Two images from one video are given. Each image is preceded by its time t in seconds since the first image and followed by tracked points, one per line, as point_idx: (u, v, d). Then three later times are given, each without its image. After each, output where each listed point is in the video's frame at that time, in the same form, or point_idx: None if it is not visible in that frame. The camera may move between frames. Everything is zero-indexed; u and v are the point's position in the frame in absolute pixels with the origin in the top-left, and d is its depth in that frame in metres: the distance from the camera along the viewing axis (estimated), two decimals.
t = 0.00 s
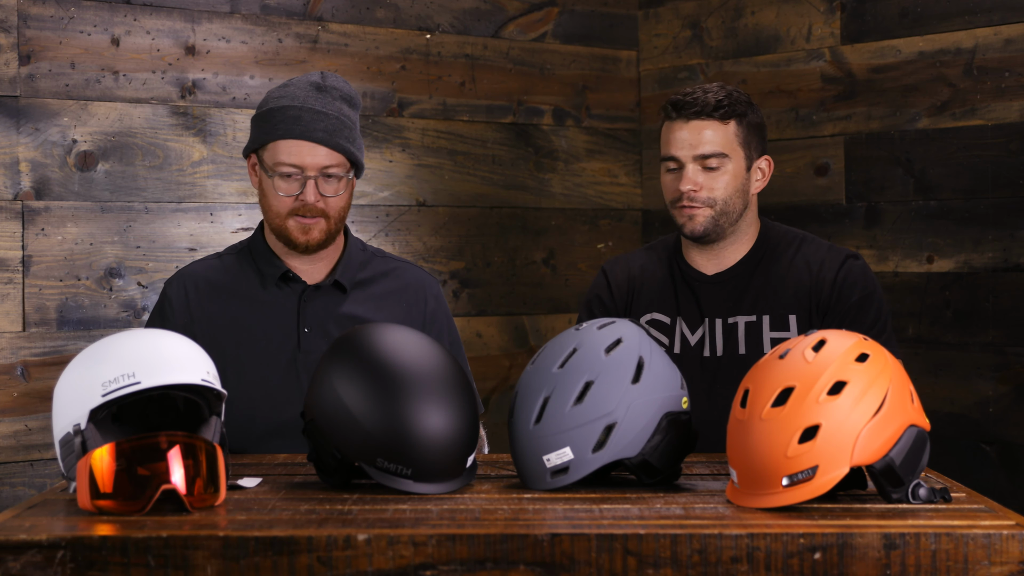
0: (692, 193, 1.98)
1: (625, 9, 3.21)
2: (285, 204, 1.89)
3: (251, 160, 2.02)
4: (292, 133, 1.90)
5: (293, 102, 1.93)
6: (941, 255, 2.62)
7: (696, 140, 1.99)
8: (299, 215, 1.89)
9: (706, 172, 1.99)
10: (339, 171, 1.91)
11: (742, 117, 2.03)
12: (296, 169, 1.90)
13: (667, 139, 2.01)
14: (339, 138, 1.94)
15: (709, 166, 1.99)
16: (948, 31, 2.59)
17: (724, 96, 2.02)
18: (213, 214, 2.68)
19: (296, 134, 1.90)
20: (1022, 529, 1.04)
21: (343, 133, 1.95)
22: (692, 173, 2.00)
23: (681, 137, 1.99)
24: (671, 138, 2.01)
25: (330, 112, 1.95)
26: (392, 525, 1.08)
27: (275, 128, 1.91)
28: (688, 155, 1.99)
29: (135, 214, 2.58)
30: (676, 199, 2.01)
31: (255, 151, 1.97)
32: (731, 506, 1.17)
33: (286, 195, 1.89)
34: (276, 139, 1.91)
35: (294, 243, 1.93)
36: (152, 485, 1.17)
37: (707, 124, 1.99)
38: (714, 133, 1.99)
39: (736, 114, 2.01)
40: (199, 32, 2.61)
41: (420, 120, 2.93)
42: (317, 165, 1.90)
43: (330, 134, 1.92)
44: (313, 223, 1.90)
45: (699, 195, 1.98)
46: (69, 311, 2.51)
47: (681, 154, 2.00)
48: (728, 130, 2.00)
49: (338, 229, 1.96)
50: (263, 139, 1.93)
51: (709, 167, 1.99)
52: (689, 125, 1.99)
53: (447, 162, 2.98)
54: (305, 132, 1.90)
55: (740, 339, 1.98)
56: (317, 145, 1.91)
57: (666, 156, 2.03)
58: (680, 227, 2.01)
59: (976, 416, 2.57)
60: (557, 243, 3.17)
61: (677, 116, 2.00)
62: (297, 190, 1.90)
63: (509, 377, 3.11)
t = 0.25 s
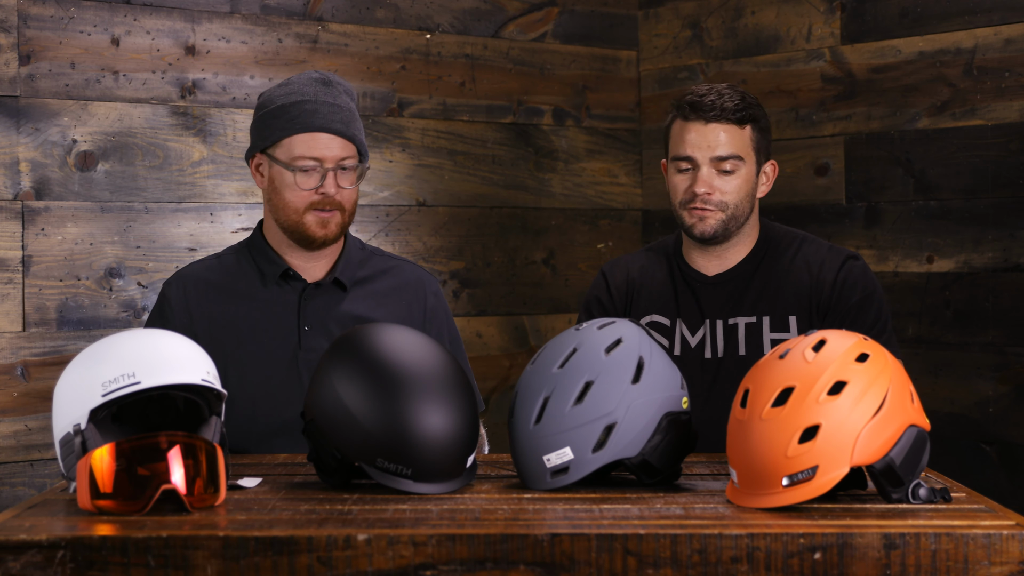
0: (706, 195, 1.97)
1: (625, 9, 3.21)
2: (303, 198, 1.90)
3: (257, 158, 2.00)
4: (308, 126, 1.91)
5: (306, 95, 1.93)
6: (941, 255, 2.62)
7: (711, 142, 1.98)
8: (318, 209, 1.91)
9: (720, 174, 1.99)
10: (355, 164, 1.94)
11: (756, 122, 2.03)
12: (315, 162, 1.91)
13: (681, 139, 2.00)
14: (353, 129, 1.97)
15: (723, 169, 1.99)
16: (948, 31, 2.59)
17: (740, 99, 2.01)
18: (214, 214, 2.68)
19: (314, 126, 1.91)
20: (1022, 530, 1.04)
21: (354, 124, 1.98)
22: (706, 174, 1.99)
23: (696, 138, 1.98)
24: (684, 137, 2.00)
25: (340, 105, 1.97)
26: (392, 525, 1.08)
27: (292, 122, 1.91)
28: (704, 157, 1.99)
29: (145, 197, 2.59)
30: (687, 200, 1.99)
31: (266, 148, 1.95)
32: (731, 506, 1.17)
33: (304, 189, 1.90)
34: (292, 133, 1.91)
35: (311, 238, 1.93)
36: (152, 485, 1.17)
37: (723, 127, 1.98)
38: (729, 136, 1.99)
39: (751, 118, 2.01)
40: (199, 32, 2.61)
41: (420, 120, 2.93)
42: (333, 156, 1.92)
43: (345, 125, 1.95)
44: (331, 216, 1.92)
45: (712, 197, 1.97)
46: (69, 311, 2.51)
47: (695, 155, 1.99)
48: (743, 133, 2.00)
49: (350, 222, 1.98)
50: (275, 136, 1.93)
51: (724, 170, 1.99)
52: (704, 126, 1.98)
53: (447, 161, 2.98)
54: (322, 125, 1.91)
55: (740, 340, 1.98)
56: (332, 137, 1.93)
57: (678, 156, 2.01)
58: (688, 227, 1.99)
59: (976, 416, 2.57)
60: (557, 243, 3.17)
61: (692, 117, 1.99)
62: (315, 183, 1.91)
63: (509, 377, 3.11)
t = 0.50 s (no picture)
0: (706, 200, 1.94)
1: (625, 9, 3.21)
2: (337, 187, 1.99)
3: (268, 165, 2.00)
4: (320, 121, 1.98)
5: (311, 90, 1.99)
6: (941, 255, 2.62)
7: (711, 147, 1.95)
8: (351, 196, 2.01)
9: (720, 178, 1.96)
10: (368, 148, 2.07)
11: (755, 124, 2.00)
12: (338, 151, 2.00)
13: (680, 144, 1.97)
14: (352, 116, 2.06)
15: (723, 173, 1.96)
16: (948, 31, 2.59)
17: (739, 101, 1.98)
18: (213, 214, 2.68)
19: (333, 117, 1.99)
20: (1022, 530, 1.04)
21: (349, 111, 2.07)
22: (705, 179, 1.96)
23: (694, 142, 1.96)
24: (683, 141, 1.97)
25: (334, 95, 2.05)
26: (392, 525, 1.08)
27: (308, 119, 1.97)
28: (703, 161, 1.96)
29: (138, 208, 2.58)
30: (688, 206, 1.97)
31: (283, 150, 1.97)
32: (731, 506, 1.17)
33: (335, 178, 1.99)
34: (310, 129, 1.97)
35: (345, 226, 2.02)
36: (152, 485, 1.17)
37: (722, 131, 1.95)
38: (728, 140, 1.96)
39: (750, 120, 1.98)
40: (199, 32, 2.61)
41: (420, 120, 2.93)
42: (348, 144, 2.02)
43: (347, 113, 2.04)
44: (359, 201, 2.04)
45: (712, 202, 1.94)
46: (69, 311, 2.51)
47: (694, 159, 1.96)
48: (742, 136, 1.97)
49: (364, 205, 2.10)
50: (290, 136, 1.97)
51: (724, 174, 1.96)
52: (703, 130, 1.96)
53: (447, 161, 2.98)
54: (333, 116, 2.00)
55: (742, 343, 1.98)
56: (342, 127, 2.02)
57: (676, 160, 1.98)
58: (689, 233, 1.98)
59: (976, 416, 2.57)
60: (557, 243, 3.17)
61: (690, 120, 1.97)
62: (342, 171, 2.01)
63: (509, 377, 3.11)
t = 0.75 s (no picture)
0: (689, 207, 1.94)
1: (625, 9, 3.21)
2: (326, 185, 1.99)
3: (257, 166, 2.00)
4: (306, 120, 1.98)
5: (296, 89, 1.99)
6: (941, 255, 2.62)
7: (692, 153, 1.94)
8: (340, 192, 2.01)
9: (703, 185, 1.95)
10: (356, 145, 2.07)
11: (737, 127, 1.97)
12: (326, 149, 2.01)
13: (661, 152, 1.96)
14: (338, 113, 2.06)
15: (705, 179, 1.94)
16: (948, 30, 2.59)
17: (718, 105, 1.96)
18: (214, 214, 2.68)
19: (320, 114, 1.99)
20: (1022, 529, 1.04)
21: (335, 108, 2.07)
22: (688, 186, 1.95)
23: (674, 150, 1.94)
24: (663, 150, 1.95)
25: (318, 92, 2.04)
26: (392, 525, 1.08)
27: (296, 118, 1.97)
28: (683, 169, 1.94)
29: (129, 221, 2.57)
30: (673, 214, 1.97)
31: (271, 150, 1.98)
32: (731, 505, 1.17)
33: (325, 176, 2.00)
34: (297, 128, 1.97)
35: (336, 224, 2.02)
36: (152, 485, 1.17)
37: (702, 137, 1.94)
38: (708, 146, 1.94)
39: (731, 124, 1.96)
40: (199, 32, 2.61)
41: (420, 120, 2.93)
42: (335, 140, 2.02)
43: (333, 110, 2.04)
44: (349, 197, 2.03)
45: (696, 209, 1.94)
46: (69, 311, 2.51)
47: (675, 167, 1.95)
48: (723, 140, 1.95)
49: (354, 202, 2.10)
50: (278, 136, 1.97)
51: (706, 180, 1.95)
52: (683, 138, 1.94)
53: (447, 161, 2.98)
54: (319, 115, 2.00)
55: (738, 344, 1.99)
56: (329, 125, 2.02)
57: (658, 168, 1.98)
58: (677, 240, 1.99)
59: (976, 416, 2.57)
60: (557, 243, 3.17)
61: (669, 129, 1.95)
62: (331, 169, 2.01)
63: (509, 377, 3.11)
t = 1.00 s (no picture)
0: (677, 212, 1.96)
1: (625, 9, 3.21)
2: (321, 189, 1.99)
3: (250, 171, 2.01)
4: (299, 124, 1.98)
5: (289, 93, 2.00)
6: (941, 255, 2.62)
7: (677, 156, 1.93)
8: (335, 196, 2.01)
9: (690, 188, 1.95)
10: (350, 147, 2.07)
11: (721, 127, 1.97)
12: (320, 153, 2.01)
13: (646, 157, 1.95)
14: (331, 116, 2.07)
15: (692, 182, 1.95)
16: (948, 31, 2.59)
17: (701, 107, 1.96)
18: (213, 214, 2.68)
19: (312, 118, 2.00)
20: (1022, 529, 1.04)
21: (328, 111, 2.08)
22: (675, 191, 1.96)
23: (659, 154, 1.94)
24: (648, 155, 1.95)
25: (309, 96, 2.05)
26: (392, 525, 1.08)
27: (288, 122, 1.98)
28: (669, 172, 1.95)
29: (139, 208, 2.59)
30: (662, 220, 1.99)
31: (264, 156, 1.98)
32: (731, 506, 1.17)
33: (319, 180, 2.00)
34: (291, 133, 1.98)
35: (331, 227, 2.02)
36: (152, 485, 1.17)
37: (687, 140, 1.93)
38: (693, 148, 1.94)
39: (714, 125, 1.96)
40: (199, 32, 2.61)
41: (420, 120, 2.93)
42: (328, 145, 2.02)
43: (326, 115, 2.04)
44: (344, 199, 2.03)
45: (684, 213, 1.96)
46: (69, 311, 2.51)
47: (661, 171, 1.95)
48: (707, 142, 1.95)
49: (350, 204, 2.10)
50: (270, 141, 1.97)
51: (692, 183, 1.95)
52: (667, 142, 1.94)
53: (447, 161, 2.98)
54: (312, 120, 2.00)
55: (735, 347, 1.99)
56: (322, 129, 2.02)
57: (645, 172, 1.98)
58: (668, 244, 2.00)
59: (976, 416, 2.57)
60: (557, 243, 3.17)
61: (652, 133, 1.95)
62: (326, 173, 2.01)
63: (509, 377, 3.11)
